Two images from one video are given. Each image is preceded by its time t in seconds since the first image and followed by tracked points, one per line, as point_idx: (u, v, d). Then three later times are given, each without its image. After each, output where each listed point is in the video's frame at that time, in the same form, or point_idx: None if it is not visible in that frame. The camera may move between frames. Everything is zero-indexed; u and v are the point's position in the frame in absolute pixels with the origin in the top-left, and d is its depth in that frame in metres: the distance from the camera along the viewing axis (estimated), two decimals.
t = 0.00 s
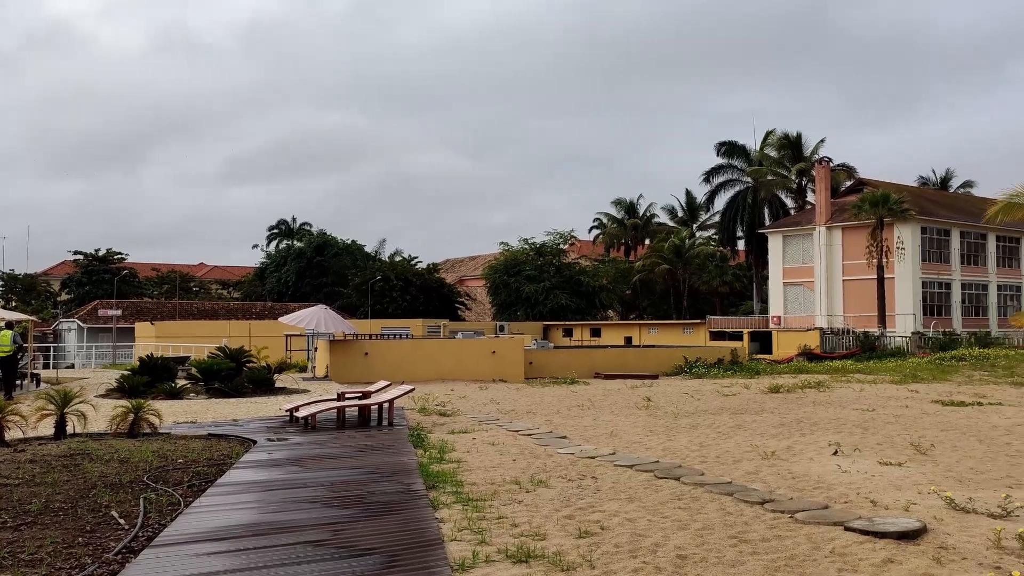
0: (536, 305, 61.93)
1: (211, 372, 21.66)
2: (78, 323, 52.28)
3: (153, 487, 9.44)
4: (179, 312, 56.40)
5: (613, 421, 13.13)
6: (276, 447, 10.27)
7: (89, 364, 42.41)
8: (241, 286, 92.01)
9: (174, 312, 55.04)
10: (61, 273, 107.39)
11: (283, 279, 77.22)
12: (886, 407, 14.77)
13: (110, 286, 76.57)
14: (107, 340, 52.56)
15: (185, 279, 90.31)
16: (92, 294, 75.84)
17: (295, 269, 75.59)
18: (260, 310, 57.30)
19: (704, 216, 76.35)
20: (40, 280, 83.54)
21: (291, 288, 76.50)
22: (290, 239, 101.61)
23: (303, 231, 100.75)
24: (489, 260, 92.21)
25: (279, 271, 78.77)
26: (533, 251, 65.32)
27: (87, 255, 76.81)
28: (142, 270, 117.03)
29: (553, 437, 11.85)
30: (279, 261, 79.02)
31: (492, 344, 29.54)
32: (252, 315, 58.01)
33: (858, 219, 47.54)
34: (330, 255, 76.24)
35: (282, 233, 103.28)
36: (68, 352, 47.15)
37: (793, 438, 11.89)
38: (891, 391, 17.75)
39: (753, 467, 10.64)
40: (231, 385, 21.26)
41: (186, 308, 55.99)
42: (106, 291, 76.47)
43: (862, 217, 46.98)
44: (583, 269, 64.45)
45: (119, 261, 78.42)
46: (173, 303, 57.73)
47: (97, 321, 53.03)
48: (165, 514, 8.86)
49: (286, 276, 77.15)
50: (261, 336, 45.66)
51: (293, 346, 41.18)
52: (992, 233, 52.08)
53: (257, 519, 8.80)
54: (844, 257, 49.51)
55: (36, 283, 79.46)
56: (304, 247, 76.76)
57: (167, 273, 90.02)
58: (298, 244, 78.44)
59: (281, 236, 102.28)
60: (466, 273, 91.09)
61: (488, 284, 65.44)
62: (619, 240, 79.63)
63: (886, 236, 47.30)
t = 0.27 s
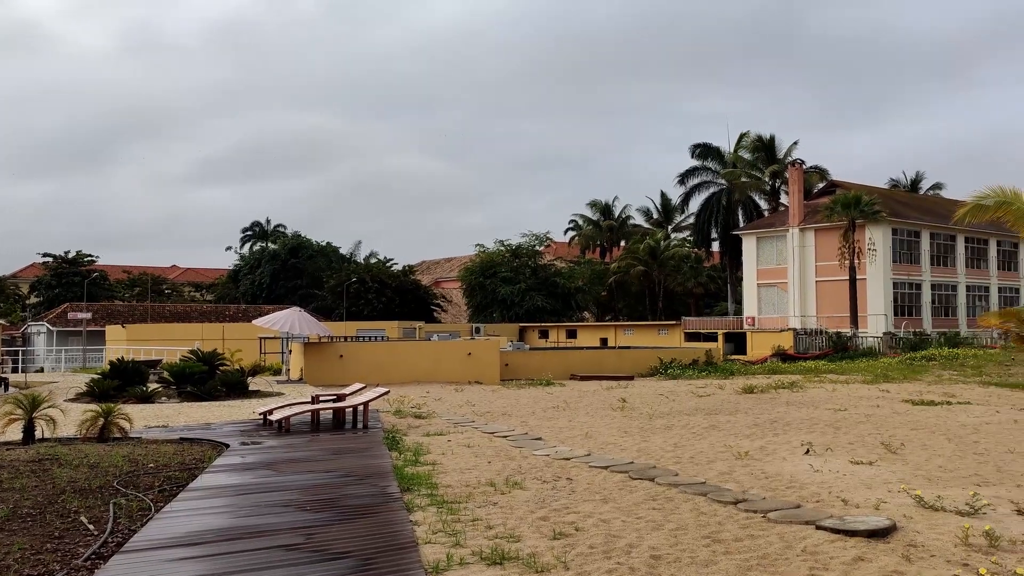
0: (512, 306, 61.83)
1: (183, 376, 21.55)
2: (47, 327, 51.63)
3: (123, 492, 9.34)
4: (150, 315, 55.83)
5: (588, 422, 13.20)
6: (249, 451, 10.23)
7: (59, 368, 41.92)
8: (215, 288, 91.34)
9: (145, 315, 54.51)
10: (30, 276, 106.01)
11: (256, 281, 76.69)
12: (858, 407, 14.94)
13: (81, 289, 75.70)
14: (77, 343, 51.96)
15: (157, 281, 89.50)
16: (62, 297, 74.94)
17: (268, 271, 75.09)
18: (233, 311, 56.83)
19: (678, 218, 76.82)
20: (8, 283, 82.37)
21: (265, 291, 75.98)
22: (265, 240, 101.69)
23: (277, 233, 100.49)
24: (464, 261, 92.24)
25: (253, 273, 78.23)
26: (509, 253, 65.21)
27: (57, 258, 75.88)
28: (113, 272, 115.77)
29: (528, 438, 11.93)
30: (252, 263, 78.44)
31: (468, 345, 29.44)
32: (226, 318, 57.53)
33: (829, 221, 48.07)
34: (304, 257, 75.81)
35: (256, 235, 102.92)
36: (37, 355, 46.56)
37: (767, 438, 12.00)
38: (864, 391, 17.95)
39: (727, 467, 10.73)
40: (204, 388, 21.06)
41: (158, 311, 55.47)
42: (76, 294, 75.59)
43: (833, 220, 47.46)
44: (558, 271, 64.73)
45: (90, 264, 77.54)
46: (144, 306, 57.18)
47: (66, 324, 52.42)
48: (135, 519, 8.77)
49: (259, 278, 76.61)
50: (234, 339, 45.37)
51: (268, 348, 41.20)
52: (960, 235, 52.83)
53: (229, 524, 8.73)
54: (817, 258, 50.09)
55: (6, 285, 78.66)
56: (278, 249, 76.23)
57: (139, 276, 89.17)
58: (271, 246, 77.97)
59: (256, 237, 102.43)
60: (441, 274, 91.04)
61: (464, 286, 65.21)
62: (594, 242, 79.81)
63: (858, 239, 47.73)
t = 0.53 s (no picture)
0: (480, 308, 61.62)
1: (146, 379, 21.25)
2: (7, 330, 50.65)
3: (83, 498, 9.20)
4: (112, 318, 54.95)
5: (555, 424, 13.26)
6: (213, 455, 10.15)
7: (18, 372, 41.16)
8: (179, 291, 90.19)
9: (108, 317, 53.70)
10: None
11: (221, 284, 75.78)
12: (822, 406, 15.13)
13: (41, 291, 74.35)
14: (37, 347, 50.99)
15: (120, 284, 88.17)
16: (22, 299, 73.55)
17: (234, 274, 74.26)
18: (198, 314, 56.05)
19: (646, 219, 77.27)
20: None
21: (230, 293, 75.08)
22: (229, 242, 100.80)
23: (242, 234, 99.67)
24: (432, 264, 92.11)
25: (218, 275, 77.33)
26: (477, 254, 65.24)
27: (16, 260, 74.48)
28: (74, 274, 113.86)
29: (496, 440, 11.98)
30: (217, 266, 77.53)
31: (435, 347, 29.37)
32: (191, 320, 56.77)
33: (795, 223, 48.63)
34: (270, 259, 75.23)
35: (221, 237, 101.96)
36: None
37: (732, 437, 12.11)
38: (827, 390, 18.17)
39: (693, 466, 10.81)
40: (167, 392, 20.89)
41: (120, 314, 54.65)
42: (36, 296, 74.24)
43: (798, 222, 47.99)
44: (526, 272, 64.85)
45: (51, 265, 76.20)
46: (107, 308, 56.31)
47: (27, 327, 51.49)
48: (96, 525, 8.64)
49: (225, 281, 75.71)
50: (198, 342, 44.88)
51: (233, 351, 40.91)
52: (921, 236, 53.71)
53: (192, 529, 8.62)
54: (783, 259, 50.61)
55: None
56: (244, 251, 75.48)
57: (101, 278, 87.81)
58: (237, 248, 77.17)
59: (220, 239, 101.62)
60: (409, 276, 90.79)
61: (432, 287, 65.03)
62: (562, 243, 79.99)
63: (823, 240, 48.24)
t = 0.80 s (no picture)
0: (451, 309, 61.65)
1: (112, 382, 20.91)
2: None
3: (47, 502, 9.09)
4: (79, 319, 54.23)
5: (527, 424, 13.31)
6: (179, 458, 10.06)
7: None
8: (146, 291, 89.17)
9: (73, 319, 53.01)
10: None
11: (189, 284, 75.05)
12: (790, 405, 15.29)
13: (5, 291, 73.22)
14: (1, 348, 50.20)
15: (86, 285, 87.03)
16: None
17: (203, 274, 73.56)
18: (165, 314, 55.46)
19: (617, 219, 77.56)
20: None
21: (198, 294, 74.35)
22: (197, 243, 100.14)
23: (210, 235, 98.94)
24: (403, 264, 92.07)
25: (186, 276, 76.55)
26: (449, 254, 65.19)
27: None
28: (38, 275, 112.26)
29: (467, 440, 12.00)
30: (185, 266, 76.78)
31: (407, 347, 29.38)
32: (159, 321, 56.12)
33: (764, 224, 49.09)
34: (240, 259, 74.80)
35: (190, 237, 101.17)
36: None
37: (702, 437, 12.21)
38: (796, 389, 18.36)
39: (662, 466, 10.89)
40: (134, 394, 20.94)
41: (87, 315, 53.96)
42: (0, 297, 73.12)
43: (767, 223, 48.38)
44: (498, 272, 64.94)
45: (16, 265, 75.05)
46: (73, 309, 55.57)
47: None
48: (60, 529, 8.52)
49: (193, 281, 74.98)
50: (166, 343, 44.49)
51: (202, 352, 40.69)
52: (888, 236, 54.41)
53: (158, 533, 8.53)
54: (753, 259, 51.00)
55: None
56: (213, 251, 74.81)
57: (66, 279, 86.66)
58: (205, 248, 76.51)
59: (188, 239, 100.93)
60: (381, 277, 90.60)
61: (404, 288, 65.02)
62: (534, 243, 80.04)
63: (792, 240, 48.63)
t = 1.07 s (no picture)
0: (423, 308, 61.58)
1: (77, 382, 20.81)
2: None
3: (10, 505, 8.96)
4: (44, 319, 53.41)
5: (498, 423, 13.34)
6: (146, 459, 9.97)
7: None
8: (114, 290, 88.00)
9: (38, 319, 52.21)
10: None
11: (157, 283, 74.19)
12: (760, 403, 15.44)
13: None
14: None
15: (51, 284, 85.69)
16: None
17: (171, 273, 72.72)
18: (133, 314, 54.76)
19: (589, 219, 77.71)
20: None
21: (167, 293, 73.49)
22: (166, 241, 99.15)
23: (179, 233, 97.93)
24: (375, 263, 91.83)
25: (154, 275, 75.60)
26: (421, 254, 64.99)
27: None
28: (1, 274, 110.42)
29: (438, 440, 12.01)
30: (153, 265, 75.85)
31: (379, 346, 29.33)
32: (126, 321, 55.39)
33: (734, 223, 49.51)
34: (209, 258, 74.24)
35: (158, 235, 100.11)
36: None
37: (672, 435, 12.30)
38: (765, 387, 18.54)
39: (633, 464, 10.96)
40: (100, 395, 20.75)
41: (52, 315, 53.17)
42: None
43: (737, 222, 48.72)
44: (470, 272, 64.87)
45: None
46: (39, 309, 54.72)
47: None
48: (23, 532, 8.41)
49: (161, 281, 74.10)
50: (134, 343, 43.99)
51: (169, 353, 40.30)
52: (856, 236, 55.08)
53: (124, 535, 8.43)
54: (723, 259, 51.42)
55: None
56: (182, 250, 74.11)
57: (31, 278, 85.26)
58: (174, 247, 75.68)
59: (156, 238, 99.88)
60: (352, 276, 90.26)
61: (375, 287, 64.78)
62: (506, 242, 80.05)
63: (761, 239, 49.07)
